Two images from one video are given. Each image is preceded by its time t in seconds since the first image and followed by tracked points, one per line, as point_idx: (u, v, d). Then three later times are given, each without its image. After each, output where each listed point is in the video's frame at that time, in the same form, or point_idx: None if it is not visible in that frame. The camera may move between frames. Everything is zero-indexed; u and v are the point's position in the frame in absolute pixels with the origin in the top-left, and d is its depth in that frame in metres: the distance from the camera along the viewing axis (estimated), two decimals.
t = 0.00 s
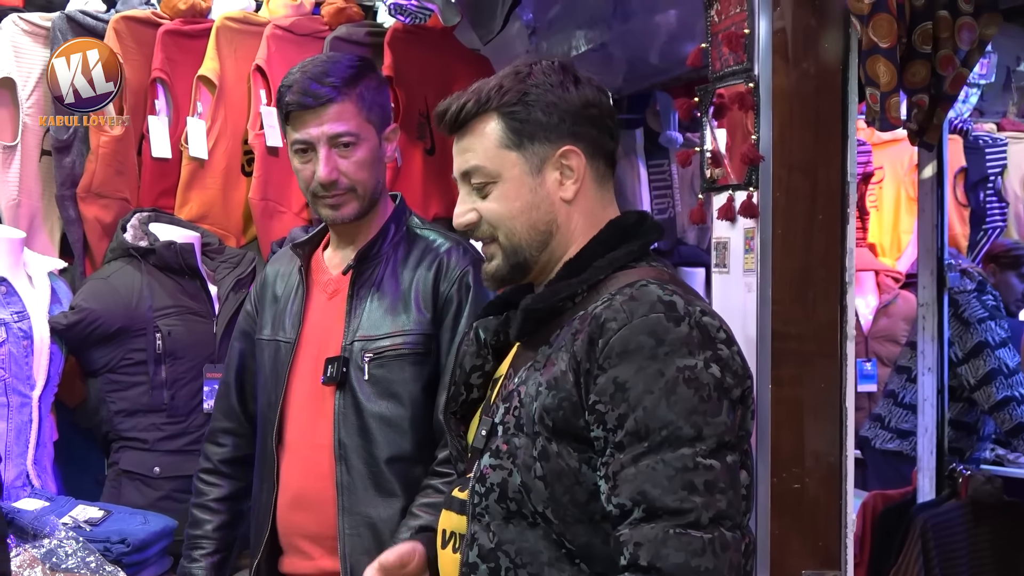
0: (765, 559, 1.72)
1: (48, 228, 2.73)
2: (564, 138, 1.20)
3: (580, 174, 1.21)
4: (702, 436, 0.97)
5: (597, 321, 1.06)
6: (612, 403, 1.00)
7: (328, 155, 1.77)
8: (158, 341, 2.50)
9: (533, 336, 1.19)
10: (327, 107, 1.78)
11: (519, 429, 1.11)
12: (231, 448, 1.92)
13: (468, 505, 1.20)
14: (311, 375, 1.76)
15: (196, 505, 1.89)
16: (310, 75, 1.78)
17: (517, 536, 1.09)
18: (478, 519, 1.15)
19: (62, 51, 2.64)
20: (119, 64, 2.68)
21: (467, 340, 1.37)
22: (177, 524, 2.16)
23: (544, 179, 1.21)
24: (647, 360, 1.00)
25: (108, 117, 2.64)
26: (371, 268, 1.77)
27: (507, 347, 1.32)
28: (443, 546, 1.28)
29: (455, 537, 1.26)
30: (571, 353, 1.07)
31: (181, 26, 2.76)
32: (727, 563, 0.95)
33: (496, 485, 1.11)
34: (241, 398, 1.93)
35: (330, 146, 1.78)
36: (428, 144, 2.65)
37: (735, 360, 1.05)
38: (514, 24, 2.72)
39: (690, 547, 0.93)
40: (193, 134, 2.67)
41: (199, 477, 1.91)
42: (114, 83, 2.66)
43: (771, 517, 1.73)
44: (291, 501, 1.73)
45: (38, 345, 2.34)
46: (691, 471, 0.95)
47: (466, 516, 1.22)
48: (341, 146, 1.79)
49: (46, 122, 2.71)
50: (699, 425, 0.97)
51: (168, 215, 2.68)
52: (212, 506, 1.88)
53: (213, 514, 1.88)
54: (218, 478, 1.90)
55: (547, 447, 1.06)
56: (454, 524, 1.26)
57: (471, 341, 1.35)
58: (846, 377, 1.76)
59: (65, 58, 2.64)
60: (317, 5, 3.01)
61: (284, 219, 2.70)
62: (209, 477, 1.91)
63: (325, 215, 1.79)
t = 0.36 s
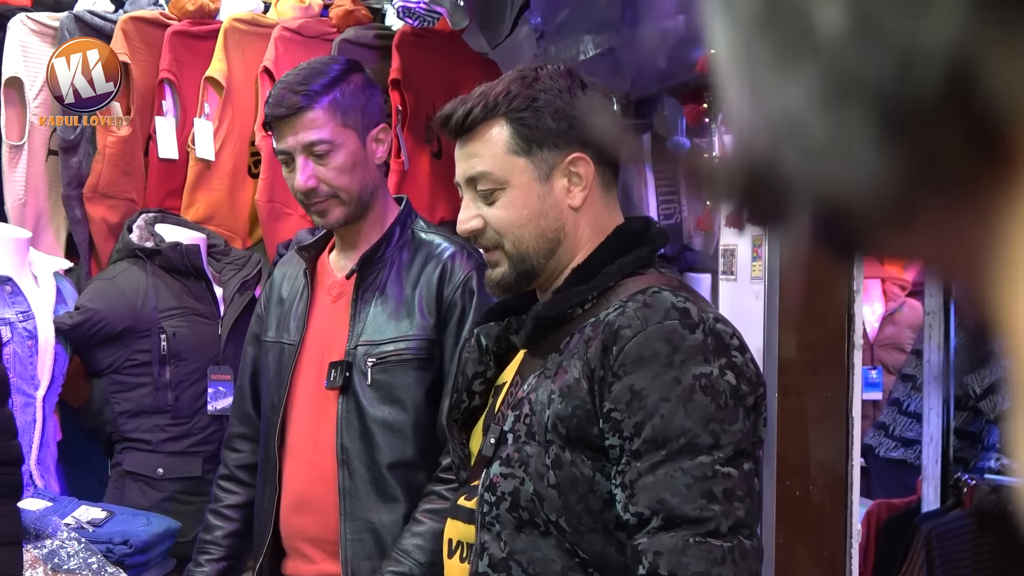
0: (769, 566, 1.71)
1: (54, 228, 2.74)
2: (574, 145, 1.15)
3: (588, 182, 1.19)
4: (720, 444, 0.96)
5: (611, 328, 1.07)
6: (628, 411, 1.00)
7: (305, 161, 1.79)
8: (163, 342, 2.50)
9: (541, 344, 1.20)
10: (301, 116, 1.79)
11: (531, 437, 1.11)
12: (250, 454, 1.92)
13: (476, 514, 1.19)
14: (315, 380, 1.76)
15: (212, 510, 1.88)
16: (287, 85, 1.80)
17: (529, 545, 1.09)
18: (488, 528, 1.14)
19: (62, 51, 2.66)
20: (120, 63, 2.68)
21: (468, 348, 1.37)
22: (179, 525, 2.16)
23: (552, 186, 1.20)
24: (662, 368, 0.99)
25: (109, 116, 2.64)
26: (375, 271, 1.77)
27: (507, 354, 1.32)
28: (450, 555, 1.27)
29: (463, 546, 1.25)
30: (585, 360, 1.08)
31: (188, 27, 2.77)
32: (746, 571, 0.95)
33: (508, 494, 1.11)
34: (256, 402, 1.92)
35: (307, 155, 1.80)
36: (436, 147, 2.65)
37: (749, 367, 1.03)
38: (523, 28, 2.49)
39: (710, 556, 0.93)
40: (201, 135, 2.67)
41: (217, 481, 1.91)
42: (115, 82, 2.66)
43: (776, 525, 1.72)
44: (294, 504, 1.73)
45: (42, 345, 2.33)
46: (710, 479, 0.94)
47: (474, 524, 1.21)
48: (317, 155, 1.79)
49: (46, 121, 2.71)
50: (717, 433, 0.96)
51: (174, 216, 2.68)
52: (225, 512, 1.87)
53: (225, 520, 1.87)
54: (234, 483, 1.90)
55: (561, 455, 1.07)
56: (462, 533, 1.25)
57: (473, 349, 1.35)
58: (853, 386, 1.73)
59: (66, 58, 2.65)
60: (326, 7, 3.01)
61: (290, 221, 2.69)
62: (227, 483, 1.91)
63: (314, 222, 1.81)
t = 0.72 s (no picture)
0: None
1: (63, 222, 2.73)
2: (587, 157, 1.19)
3: (599, 194, 1.20)
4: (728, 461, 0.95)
5: (620, 341, 1.06)
6: (636, 427, 0.99)
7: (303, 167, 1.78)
8: (169, 340, 2.50)
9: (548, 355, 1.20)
10: (299, 121, 1.77)
11: (537, 450, 1.11)
12: (252, 455, 1.91)
13: (481, 525, 1.18)
14: (317, 384, 1.75)
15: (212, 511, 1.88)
16: (287, 89, 1.79)
17: (533, 559, 1.08)
18: (492, 540, 1.13)
19: (62, 51, 2.63)
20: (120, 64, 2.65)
21: (474, 354, 1.35)
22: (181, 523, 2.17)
23: (564, 199, 1.20)
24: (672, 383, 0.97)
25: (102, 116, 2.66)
26: (380, 277, 1.76)
27: (514, 362, 1.31)
28: (454, 564, 1.26)
29: (467, 556, 1.24)
30: (593, 373, 1.07)
31: (202, 25, 2.77)
32: None
33: (513, 506, 1.11)
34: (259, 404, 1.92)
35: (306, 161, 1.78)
36: (446, 151, 2.64)
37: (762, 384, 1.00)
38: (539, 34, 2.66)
39: None
40: (212, 133, 2.67)
41: (219, 482, 1.91)
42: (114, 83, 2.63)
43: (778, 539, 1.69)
44: (294, 508, 1.72)
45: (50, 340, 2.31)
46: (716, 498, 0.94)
47: (479, 535, 1.20)
48: (314, 162, 1.78)
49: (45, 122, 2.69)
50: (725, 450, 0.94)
51: (183, 214, 2.68)
52: (226, 513, 1.87)
53: (226, 520, 1.86)
54: (235, 484, 1.90)
55: (567, 469, 1.06)
56: (467, 543, 1.24)
57: (479, 355, 1.34)
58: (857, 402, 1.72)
59: (65, 58, 2.64)
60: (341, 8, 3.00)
61: (300, 222, 2.69)
62: (229, 483, 1.90)
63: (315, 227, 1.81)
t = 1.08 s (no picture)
0: None
1: (86, 227, 2.74)
2: (618, 158, 1.17)
3: (628, 195, 1.19)
4: (756, 460, 0.96)
5: (646, 340, 1.04)
6: (662, 426, 0.98)
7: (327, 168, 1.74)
8: (193, 345, 2.51)
9: (571, 354, 1.17)
10: (323, 121, 1.73)
11: (563, 450, 1.08)
12: (273, 458, 1.90)
13: (506, 526, 1.16)
14: (340, 385, 1.74)
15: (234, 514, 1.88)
16: (310, 90, 1.75)
17: (560, 560, 1.05)
18: (518, 541, 1.11)
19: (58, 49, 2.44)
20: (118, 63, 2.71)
21: (498, 352, 1.34)
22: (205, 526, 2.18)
23: (594, 200, 1.17)
24: (698, 382, 0.98)
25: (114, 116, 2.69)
26: (402, 278, 1.75)
27: (538, 360, 1.30)
28: (480, 566, 1.24)
29: (494, 558, 1.21)
30: (618, 373, 1.05)
31: (225, 28, 2.78)
32: None
33: (539, 508, 1.08)
34: (279, 407, 1.92)
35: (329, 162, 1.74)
36: (469, 153, 2.63)
37: (786, 382, 1.03)
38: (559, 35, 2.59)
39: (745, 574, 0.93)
40: (235, 137, 2.68)
41: (239, 485, 1.90)
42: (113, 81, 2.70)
43: (805, 541, 1.66)
44: (316, 511, 1.71)
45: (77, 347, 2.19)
46: (746, 496, 0.94)
47: (506, 537, 1.17)
48: (336, 163, 1.73)
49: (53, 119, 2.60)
50: (753, 449, 0.96)
51: (206, 217, 2.68)
52: (248, 517, 1.87)
53: (248, 524, 1.86)
54: (257, 486, 1.89)
55: (593, 469, 1.04)
56: (492, 545, 1.22)
57: (502, 353, 1.32)
58: (886, 404, 1.70)
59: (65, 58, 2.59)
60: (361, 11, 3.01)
61: (323, 224, 2.69)
62: (250, 487, 1.90)
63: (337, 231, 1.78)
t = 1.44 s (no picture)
0: None
1: (98, 237, 2.76)
2: (621, 169, 1.17)
3: (633, 205, 1.18)
4: (766, 468, 0.95)
5: (654, 350, 1.03)
6: (671, 435, 0.97)
7: (378, 159, 1.78)
8: (204, 353, 2.50)
9: (579, 365, 1.16)
10: (369, 114, 1.79)
11: (573, 461, 1.07)
12: (284, 468, 1.89)
13: (517, 538, 1.14)
14: (349, 395, 1.73)
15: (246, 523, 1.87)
16: (350, 87, 1.80)
17: (572, 571, 1.04)
18: (529, 552, 1.09)
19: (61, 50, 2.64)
20: (119, 64, 2.72)
21: (507, 365, 1.33)
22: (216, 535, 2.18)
23: (598, 212, 1.17)
24: (707, 391, 0.97)
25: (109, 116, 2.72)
26: (408, 287, 1.74)
27: (547, 373, 1.29)
28: None
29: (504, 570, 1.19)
30: (627, 382, 1.04)
31: (234, 38, 2.78)
32: None
33: (549, 518, 1.07)
34: (289, 416, 1.91)
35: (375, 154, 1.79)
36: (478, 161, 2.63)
37: (795, 390, 1.02)
38: (569, 41, 2.66)
39: None
40: (245, 146, 2.69)
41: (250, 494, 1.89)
42: (114, 83, 2.71)
43: (818, 549, 1.64)
44: (327, 520, 1.71)
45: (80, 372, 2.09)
46: (756, 504, 0.93)
47: (516, 548, 1.15)
48: (385, 152, 1.80)
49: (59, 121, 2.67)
50: (763, 457, 0.95)
51: (217, 226, 2.69)
52: (259, 526, 1.86)
53: (259, 533, 1.86)
54: (267, 496, 1.88)
55: (604, 479, 1.03)
56: (503, 556, 1.19)
57: (511, 366, 1.31)
58: (900, 411, 1.68)
59: (65, 57, 2.65)
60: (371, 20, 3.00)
61: (333, 233, 2.69)
62: (260, 496, 1.89)
63: (373, 230, 1.77)
